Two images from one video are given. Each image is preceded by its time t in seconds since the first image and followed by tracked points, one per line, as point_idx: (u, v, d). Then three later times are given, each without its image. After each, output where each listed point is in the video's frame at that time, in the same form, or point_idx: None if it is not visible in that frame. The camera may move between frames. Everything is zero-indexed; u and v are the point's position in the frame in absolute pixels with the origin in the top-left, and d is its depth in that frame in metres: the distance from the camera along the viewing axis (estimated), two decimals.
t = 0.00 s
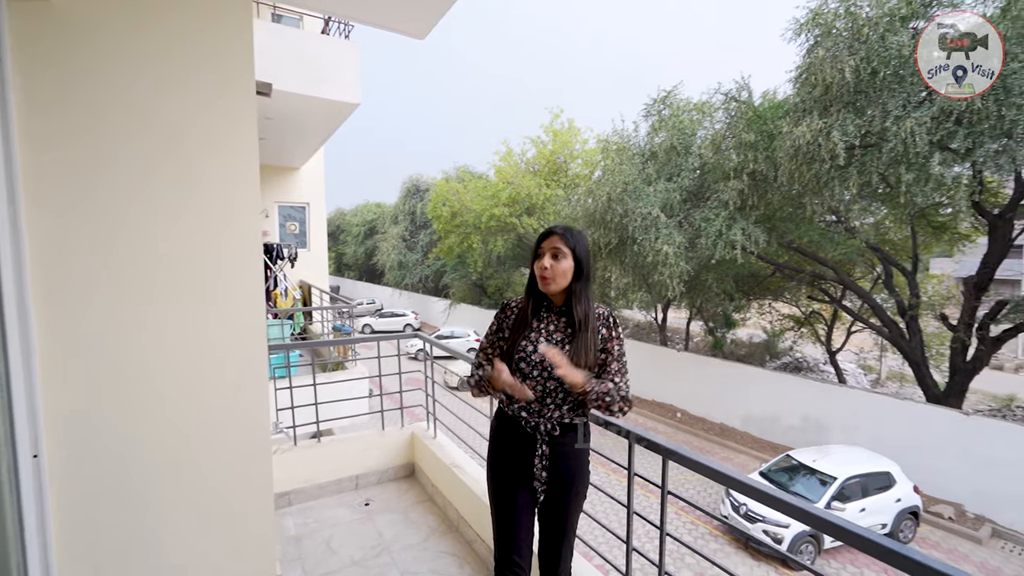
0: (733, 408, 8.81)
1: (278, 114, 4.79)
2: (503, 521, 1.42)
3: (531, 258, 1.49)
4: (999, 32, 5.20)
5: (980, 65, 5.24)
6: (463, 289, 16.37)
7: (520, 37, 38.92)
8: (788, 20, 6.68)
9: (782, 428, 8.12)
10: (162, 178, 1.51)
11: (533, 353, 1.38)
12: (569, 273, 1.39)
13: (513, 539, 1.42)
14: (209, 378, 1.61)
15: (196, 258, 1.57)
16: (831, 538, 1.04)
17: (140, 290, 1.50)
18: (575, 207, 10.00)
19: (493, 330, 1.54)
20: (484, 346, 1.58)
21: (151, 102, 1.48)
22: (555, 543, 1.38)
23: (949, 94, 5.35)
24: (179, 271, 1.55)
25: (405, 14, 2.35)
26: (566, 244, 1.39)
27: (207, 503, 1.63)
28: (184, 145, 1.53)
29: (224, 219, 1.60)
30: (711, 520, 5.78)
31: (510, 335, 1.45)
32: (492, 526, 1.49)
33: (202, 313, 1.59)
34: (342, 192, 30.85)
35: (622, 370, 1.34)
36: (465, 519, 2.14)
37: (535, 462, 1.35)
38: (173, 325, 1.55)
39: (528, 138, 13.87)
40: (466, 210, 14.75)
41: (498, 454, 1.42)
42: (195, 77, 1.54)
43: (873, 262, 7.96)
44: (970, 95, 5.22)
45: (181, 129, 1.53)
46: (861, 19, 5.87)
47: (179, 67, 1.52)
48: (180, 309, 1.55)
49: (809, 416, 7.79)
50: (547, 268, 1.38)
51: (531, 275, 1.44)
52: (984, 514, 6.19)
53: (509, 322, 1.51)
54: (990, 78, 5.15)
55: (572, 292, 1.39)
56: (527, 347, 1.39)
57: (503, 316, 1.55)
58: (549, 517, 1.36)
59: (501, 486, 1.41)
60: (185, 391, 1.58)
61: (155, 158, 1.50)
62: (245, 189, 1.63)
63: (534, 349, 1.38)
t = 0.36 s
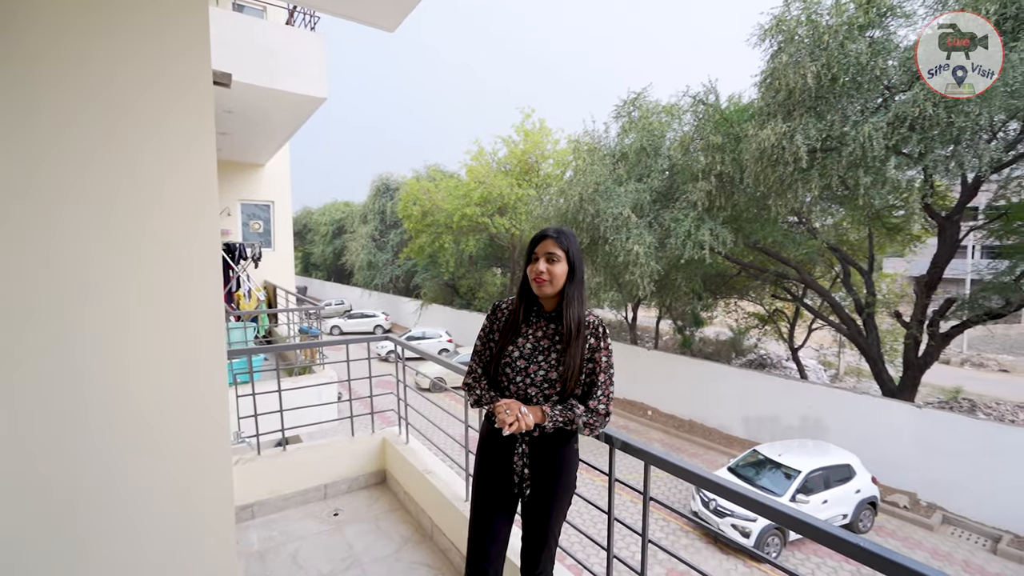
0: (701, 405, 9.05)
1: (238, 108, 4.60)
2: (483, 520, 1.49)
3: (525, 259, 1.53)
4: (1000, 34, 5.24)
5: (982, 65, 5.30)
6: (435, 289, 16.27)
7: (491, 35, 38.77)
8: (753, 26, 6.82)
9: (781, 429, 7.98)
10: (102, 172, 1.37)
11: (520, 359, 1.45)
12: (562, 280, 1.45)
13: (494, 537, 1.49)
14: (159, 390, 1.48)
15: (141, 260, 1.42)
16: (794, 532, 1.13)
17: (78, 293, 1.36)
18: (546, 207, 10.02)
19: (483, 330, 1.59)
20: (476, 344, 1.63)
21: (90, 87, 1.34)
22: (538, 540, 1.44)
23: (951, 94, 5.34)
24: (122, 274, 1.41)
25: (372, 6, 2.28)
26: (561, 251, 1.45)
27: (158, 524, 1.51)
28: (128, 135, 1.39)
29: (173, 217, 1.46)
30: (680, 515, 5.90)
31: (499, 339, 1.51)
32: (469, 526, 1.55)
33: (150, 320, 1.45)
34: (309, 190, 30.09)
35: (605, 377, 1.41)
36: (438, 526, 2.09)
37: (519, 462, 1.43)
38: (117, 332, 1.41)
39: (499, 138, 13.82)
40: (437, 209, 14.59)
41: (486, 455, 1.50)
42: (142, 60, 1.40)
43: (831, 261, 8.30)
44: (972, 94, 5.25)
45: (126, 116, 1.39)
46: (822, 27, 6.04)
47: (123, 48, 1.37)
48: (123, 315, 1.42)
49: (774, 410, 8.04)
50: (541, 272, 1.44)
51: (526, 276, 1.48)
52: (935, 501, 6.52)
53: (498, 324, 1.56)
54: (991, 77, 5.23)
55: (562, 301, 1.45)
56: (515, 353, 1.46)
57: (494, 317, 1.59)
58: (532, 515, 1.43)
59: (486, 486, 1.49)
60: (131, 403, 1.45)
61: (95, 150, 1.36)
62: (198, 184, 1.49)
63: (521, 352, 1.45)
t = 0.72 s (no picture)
0: (680, 403, 9.17)
1: (212, 102, 4.45)
2: (470, 524, 1.49)
3: (513, 256, 1.51)
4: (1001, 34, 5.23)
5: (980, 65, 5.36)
6: (416, 290, 16.14)
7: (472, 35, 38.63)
8: (731, 30, 6.92)
9: (780, 429, 7.87)
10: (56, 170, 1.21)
11: (504, 356, 1.42)
12: (552, 278, 1.43)
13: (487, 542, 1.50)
14: (119, 415, 1.32)
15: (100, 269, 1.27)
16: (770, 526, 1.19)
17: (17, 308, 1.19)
18: (528, 207, 9.99)
19: (469, 333, 1.58)
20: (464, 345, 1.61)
21: (36, 77, 1.17)
22: (525, 546, 1.39)
23: (951, 94, 5.38)
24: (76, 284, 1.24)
25: None
26: (551, 250, 1.44)
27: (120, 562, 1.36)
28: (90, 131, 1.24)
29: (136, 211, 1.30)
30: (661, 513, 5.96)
31: (485, 337, 1.49)
32: (458, 534, 1.53)
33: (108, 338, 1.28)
34: (286, 188, 29.56)
35: (593, 375, 1.37)
36: (424, 534, 2.04)
37: (500, 467, 1.40)
38: (68, 350, 1.25)
39: (480, 138, 13.77)
40: (418, 209, 14.45)
41: (470, 462, 1.49)
42: (114, 47, 1.24)
43: (806, 261, 8.48)
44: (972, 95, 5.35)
45: (90, 108, 1.23)
46: (799, 32, 6.15)
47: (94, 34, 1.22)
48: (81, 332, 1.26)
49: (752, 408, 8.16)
50: (530, 271, 1.43)
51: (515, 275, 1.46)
52: (906, 494, 6.73)
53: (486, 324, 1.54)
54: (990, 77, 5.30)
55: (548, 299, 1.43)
56: (500, 351, 1.43)
57: (482, 318, 1.57)
58: (515, 520, 1.40)
59: (469, 495, 1.49)
60: (80, 432, 1.28)
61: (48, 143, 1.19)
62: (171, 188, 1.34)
63: (506, 349, 1.42)
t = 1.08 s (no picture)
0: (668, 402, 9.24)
1: (193, 97, 4.33)
2: (458, 534, 1.45)
3: (486, 255, 1.48)
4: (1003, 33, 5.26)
5: (981, 64, 5.47)
6: (402, 290, 16.02)
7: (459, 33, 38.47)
8: (718, 31, 6.98)
9: (782, 429, 7.82)
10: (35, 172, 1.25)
11: (483, 360, 1.37)
12: (528, 274, 1.41)
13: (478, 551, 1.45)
14: (97, 408, 1.36)
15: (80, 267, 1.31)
16: (760, 523, 1.20)
17: None
18: (516, 207, 9.95)
19: (443, 340, 1.53)
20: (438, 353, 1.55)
21: (12, 76, 1.21)
22: (519, 551, 1.35)
23: (952, 94, 5.51)
24: (54, 282, 1.29)
25: None
26: (524, 245, 1.43)
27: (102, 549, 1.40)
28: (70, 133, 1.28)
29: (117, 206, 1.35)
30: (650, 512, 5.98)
31: (460, 343, 1.43)
32: (449, 544, 1.48)
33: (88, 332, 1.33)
34: (269, 187, 29.10)
35: (574, 372, 1.36)
36: (418, 541, 1.99)
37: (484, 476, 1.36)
38: (46, 345, 1.29)
39: (467, 137, 13.73)
40: (405, 208, 14.31)
41: (453, 474, 1.44)
42: (90, 47, 1.29)
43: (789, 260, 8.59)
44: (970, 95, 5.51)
45: (71, 111, 1.28)
46: (784, 34, 6.22)
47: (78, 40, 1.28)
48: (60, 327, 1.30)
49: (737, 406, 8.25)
50: (506, 268, 1.40)
51: (490, 273, 1.43)
52: (888, 490, 6.86)
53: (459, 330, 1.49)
54: (990, 77, 5.46)
55: (524, 298, 1.41)
56: (477, 355, 1.38)
57: (454, 323, 1.52)
58: (504, 527, 1.36)
59: (454, 505, 1.44)
60: (68, 424, 1.33)
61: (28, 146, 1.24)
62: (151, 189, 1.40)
63: (483, 354, 1.37)
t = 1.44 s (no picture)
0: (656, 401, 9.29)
1: (173, 90, 4.20)
2: (430, 543, 1.36)
3: (442, 255, 1.39)
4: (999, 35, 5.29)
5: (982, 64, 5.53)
6: (388, 290, 15.87)
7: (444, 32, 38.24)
8: (706, 32, 7.01)
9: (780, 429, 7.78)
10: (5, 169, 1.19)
11: (450, 367, 1.31)
12: (494, 274, 1.38)
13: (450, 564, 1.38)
14: (75, 413, 1.30)
15: (65, 271, 1.26)
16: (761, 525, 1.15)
17: None
18: (504, 206, 9.89)
19: (394, 347, 1.41)
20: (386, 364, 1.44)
21: None
22: (494, 560, 1.32)
23: (952, 94, 5.68)
24: (28, 282, 1.22)
25: None
26: (488, 244, 1.38)
27: (87, 563, 1.35)
28: (53, 132, 1.23)
29: (94, 201, 1.29)
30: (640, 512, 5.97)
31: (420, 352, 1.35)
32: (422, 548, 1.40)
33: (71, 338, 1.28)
34: (251, 185, 28.61)
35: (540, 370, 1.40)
36: (413, 552, 1.94)
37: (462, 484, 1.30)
38: (20, 347, 1.22)
39: (454, 136, 13.66)
40: (391, 207, 14.14)
41: (423, 481, 1.35)
42: (64, 35, 1.23)
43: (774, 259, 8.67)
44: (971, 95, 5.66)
45: (44, 101, 1.22)
46: (771, 35, 6.27)
47: (61, 38, 1.23)
48: (34, 333, 1.24)
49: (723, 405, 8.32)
50: (473, 268, 1.35)
51: (455, 275, 1.35)
52: (872, 486, 6.97)
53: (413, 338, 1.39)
54: (991, 77, 5.53)
55: (484, 296, 1.39)
56: (444, 361, 1.31)
57: (404, 331, 1.42)
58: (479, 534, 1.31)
59: (423, 514, 1.36)
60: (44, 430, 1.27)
61: None
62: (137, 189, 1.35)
63: (449, 360, 1.31)
